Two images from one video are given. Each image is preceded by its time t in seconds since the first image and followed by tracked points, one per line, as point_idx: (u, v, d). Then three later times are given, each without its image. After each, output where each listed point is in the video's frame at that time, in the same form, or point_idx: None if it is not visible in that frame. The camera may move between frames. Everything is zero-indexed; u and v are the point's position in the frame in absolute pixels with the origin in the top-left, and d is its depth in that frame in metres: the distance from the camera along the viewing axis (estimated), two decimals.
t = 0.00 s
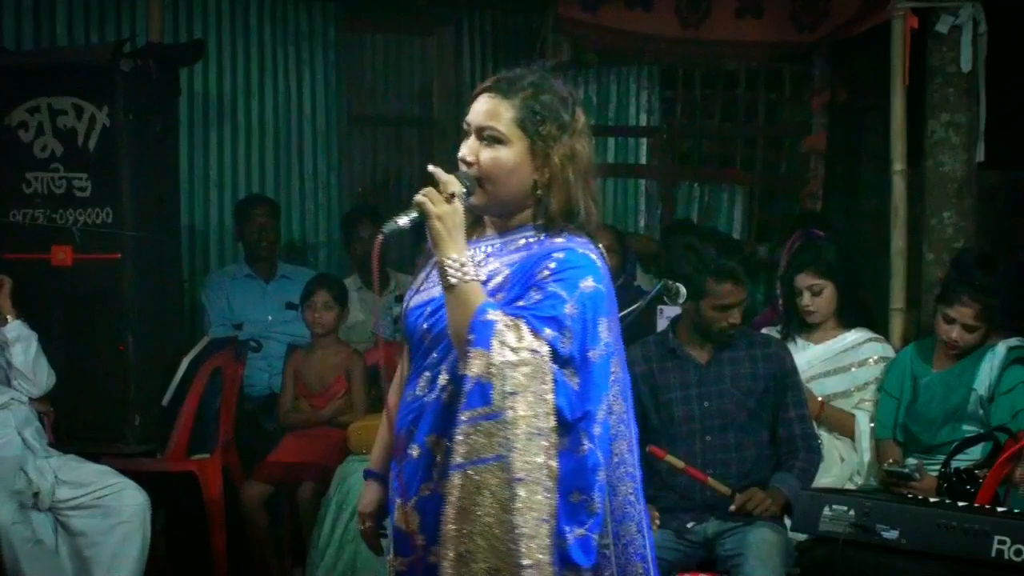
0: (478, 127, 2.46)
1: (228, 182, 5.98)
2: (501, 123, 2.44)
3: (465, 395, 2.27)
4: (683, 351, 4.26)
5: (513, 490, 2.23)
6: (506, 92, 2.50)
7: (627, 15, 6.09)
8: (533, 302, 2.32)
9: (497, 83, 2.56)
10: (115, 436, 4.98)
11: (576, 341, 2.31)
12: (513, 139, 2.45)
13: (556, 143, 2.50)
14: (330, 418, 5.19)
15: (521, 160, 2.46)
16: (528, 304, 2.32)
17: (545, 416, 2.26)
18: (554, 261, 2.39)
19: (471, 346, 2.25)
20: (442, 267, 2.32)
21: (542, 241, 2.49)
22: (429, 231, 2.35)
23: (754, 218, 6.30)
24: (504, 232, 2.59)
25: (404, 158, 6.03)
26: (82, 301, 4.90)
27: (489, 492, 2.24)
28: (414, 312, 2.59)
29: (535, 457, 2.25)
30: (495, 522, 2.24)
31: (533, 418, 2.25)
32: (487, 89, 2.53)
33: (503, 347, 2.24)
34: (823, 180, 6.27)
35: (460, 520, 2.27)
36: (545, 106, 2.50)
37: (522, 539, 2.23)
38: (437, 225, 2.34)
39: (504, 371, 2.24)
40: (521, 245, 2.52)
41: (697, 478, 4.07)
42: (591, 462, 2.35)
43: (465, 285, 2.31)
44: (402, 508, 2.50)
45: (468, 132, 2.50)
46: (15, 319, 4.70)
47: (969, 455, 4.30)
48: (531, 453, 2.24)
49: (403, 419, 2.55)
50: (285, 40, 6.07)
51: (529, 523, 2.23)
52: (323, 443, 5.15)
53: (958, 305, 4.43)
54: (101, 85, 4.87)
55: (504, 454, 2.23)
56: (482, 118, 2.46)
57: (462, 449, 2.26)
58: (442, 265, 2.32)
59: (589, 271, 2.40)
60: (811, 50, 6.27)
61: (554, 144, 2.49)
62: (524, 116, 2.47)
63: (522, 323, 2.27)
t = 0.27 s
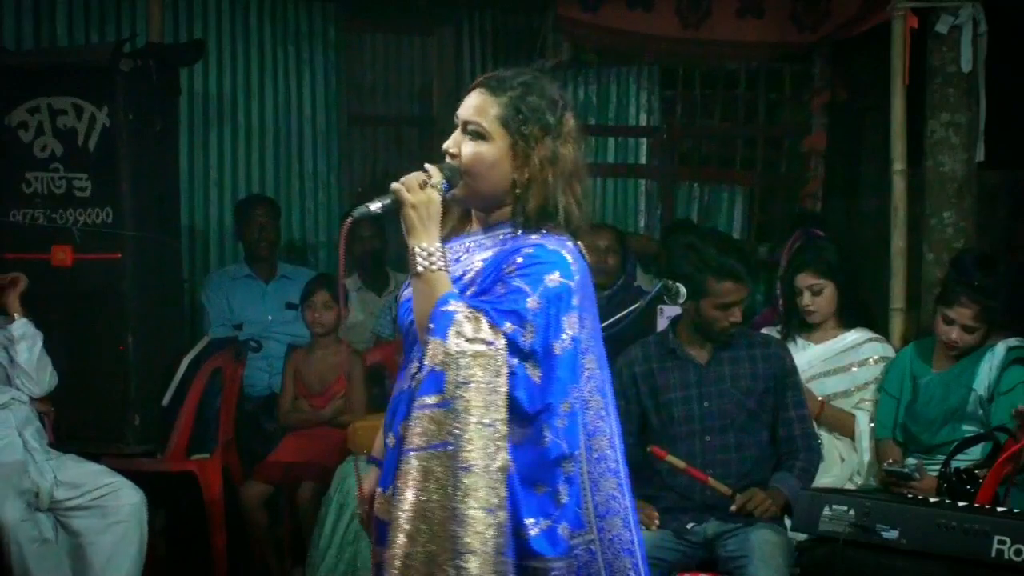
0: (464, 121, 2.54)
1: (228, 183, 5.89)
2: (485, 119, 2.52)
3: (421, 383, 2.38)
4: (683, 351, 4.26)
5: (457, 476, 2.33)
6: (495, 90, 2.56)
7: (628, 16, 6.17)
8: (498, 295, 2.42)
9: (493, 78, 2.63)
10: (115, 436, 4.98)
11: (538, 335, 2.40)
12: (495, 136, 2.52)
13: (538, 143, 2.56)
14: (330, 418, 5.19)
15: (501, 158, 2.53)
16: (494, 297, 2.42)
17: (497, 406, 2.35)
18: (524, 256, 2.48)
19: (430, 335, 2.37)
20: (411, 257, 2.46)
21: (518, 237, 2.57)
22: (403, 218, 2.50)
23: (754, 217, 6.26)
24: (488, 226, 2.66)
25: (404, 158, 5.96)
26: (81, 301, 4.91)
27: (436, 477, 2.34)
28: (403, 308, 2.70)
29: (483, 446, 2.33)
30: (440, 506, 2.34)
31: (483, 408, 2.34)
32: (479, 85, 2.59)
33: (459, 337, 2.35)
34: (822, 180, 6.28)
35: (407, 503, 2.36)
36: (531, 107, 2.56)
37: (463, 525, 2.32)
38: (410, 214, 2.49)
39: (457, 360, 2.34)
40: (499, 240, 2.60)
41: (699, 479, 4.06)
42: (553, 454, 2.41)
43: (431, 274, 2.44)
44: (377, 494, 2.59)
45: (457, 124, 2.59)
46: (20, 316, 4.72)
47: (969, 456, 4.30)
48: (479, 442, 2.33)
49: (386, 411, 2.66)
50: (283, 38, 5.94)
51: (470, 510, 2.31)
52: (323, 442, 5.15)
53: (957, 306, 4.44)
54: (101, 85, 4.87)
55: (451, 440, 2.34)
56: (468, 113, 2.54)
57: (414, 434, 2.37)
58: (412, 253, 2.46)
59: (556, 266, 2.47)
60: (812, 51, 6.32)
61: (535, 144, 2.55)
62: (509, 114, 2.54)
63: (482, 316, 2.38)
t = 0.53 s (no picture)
0: (456, 119, 2.56)
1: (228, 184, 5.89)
2: (476, 118, 2.54)
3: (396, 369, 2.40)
4: (684, 352, 4.27)
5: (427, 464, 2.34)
6: (487, 89, 2.58)
7: (628, 15, 6.12)
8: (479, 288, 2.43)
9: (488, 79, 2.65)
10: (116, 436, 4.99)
11: (517, 327, 2.41)
12: (486, 135, 2.54)
13: (528, 144, 2.58)
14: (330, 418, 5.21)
15: (490, 157, 2.55)
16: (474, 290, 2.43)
17: (471, 396, 2.37)
18: (505, 249, 2.49)
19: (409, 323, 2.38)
20: (394, 248, 2.47)
21: (502, 232, 2.57)
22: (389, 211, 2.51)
23: (753, 218, 6.27)
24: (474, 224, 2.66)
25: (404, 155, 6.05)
26: (81, 301, 4.91)
27: (405, 463, 2.36)
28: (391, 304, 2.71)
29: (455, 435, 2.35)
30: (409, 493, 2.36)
31: (457, 398, 2.36)
32: (472, 85, 2.61)
33: (437, 327, 2.36)
34: (821, 181, 6.23)
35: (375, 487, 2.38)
36: (522, 108, 2.58)
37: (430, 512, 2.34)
38: (397, 206, 2.49)
39: (434, 349, 2.36)
40: (483, 237, 2.61)
41: (701, 477, 4.08)
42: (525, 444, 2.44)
43: (415, 265, 2.45)
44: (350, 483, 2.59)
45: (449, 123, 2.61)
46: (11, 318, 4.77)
47: (968, 455, 4.30)
48: (450, 431, 2.35)
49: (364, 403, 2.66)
50: (283, 38, 5.93)
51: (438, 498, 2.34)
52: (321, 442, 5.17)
53: (953, 305, 4.45)
54: (101, 85, 4.87)
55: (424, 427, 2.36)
56: (460, 111, 2.56)
57: (386, 420, 2.38)
58: (396, 244, 2.47)
59: (537, 260, 2.47)
60: (812, 50, 6.28)
61: (523, 144, 2.56)
62: (500, 114, 2.55)
63: (461, 308, 2.39)
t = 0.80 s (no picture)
0: (448, 119, 2.56)
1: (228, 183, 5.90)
2: (469, 118, 2.54)
3: (397, 364, 2.37)
4: (684, 351, 4.27)
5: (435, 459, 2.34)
6: (479, 89, 2.58)
7: (628, 15, 6.13)
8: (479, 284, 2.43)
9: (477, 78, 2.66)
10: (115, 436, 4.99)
11: (517, 321, 2.42)
12: (479, 134, 2.54)
13: (520, 142, 2.59)
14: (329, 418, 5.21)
15: (484, 155, 2.55)
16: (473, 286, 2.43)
17: (474, 390, 2.37)
18: (501, 245, 2.49)
19: (411, 319, 2.36)
20: (394, 245, 2.45)
21: (498, 228, 2.57)
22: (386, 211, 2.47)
23: (752, 218, 6.30)
24: (468, 223, 2.67)
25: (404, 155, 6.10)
26: (80, 301, 4.90)
27: (411, 458, 2.35)
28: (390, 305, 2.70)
29: (460, 430, 2.35)
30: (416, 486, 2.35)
31: (461, 391, 2.35)
32: (464, 85, 2.62)
33: (439, 322, 2.34)
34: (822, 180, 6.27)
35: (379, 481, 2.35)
36: (515, 106, 2.59)
37: (439, 506, 2.34)
38: (393, 206, 2.46)
39: (437, 344, 2.34)
40: (479, 234, 2.61)
41: (701, 477, 4.06)
42: (524, 436, 2.45)
43: (415, 262, 2.43)
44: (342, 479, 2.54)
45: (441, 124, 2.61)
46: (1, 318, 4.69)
47: (968, 455, 4.30)
48: (456, 425, 2.35)
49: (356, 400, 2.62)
50: (282, 38, 5.93)
51: (445, 491, 2.34)
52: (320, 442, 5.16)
53: (952, 305, 4.45)
54: (100, 85, 4.86)
55: (428, 422, 2.35)
56: (452, 111, 2.56)
57: (388, 415, 2.36)
58: (396, 243, 2.45)
59: (533, 254, 2.48)
60: (812, 51, 6.30)
61: (516, 144, 2.58)
62: (492, 112, 2.56)
63: (462, 303, 2.38)
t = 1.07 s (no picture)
0: (448, 119, 2.56)
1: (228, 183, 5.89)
2: (470, 116, 2.55)
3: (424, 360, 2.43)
4: (683, 351, 4.28)
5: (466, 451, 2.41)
6: (474, 89, 2.60)
7: (628, 16, 6.08)
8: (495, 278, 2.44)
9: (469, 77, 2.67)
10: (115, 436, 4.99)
11: (533, 314, 2.42)
12: (480, 132, 2.55)
13: (521, 137, 2.61)
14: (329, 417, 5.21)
15: (486, 153, 2.57)
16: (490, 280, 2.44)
17: (498, 382, 2.38)
18: (512, 238, 2.52)
19: (433, 315, 2.37)
20: (408, 243, 2.46)
21: (506, 222, 2.60)
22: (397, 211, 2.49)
23: (752, 219, 6.30)
24: (469, 220, 2.69)
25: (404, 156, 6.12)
26: (79, 301, 4.89)
27: (446, 452, 2.42)
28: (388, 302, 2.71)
29: (487, 422, 2.37)
30: (451, 480, 2.42)
31: (487, 384, 2.37)
32: (458, 85, 2.63)
33: (462, 316, 2.36)
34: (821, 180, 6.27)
35: (416, 477, 2.43)
36: (512, 103, 2.60)
37: (473, 497, 2.36)
38: (405, 205, 2.48)
39: (460, 338, 2.36)
40: (486, 229, 2.63)
41: (703, 477, 4.07)
42: (538, 427, 2.45)
43: (430, 259, 2.45)
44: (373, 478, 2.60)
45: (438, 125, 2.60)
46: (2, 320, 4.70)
47: (967, 455, 4.30)
48: (483, 418, 2.37)
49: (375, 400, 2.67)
50: (282, 38, 5.93)
51: (478, 484, 2.36)
52: (321, 444, 5.13)
53: (951, 307, 4.45)
54: (100, 84, 4.86)
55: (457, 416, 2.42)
56: (451, 111, 2.56)
57: (420, 412, 2.43)
58: (410, 241, 2.46)
59: (545, 248, 2.51)
60: (812, 50, 6.29)
61: (517, 138, 2.59)
62: (491, 110, 2.57)
63: (482, 297, 2.39)
